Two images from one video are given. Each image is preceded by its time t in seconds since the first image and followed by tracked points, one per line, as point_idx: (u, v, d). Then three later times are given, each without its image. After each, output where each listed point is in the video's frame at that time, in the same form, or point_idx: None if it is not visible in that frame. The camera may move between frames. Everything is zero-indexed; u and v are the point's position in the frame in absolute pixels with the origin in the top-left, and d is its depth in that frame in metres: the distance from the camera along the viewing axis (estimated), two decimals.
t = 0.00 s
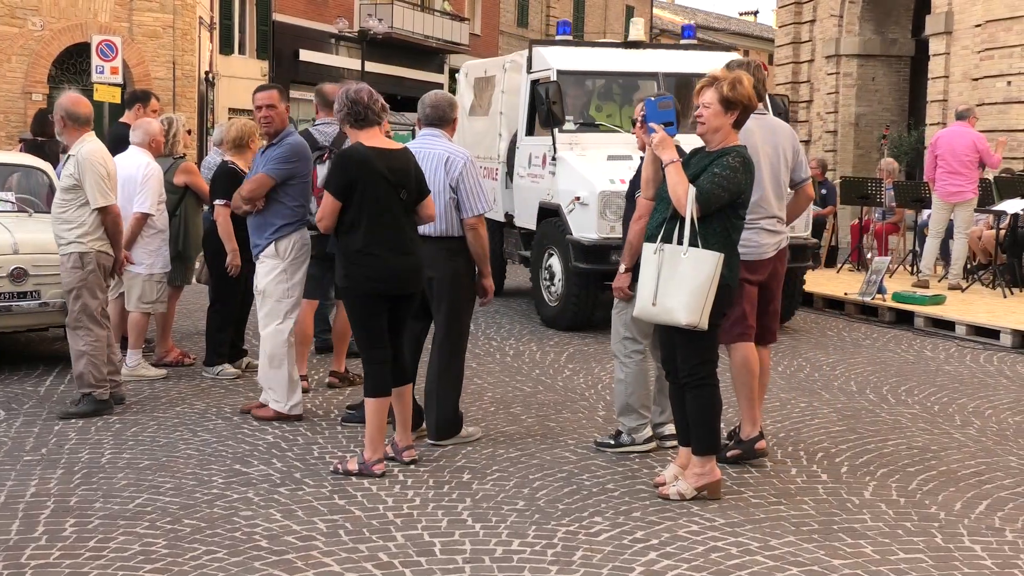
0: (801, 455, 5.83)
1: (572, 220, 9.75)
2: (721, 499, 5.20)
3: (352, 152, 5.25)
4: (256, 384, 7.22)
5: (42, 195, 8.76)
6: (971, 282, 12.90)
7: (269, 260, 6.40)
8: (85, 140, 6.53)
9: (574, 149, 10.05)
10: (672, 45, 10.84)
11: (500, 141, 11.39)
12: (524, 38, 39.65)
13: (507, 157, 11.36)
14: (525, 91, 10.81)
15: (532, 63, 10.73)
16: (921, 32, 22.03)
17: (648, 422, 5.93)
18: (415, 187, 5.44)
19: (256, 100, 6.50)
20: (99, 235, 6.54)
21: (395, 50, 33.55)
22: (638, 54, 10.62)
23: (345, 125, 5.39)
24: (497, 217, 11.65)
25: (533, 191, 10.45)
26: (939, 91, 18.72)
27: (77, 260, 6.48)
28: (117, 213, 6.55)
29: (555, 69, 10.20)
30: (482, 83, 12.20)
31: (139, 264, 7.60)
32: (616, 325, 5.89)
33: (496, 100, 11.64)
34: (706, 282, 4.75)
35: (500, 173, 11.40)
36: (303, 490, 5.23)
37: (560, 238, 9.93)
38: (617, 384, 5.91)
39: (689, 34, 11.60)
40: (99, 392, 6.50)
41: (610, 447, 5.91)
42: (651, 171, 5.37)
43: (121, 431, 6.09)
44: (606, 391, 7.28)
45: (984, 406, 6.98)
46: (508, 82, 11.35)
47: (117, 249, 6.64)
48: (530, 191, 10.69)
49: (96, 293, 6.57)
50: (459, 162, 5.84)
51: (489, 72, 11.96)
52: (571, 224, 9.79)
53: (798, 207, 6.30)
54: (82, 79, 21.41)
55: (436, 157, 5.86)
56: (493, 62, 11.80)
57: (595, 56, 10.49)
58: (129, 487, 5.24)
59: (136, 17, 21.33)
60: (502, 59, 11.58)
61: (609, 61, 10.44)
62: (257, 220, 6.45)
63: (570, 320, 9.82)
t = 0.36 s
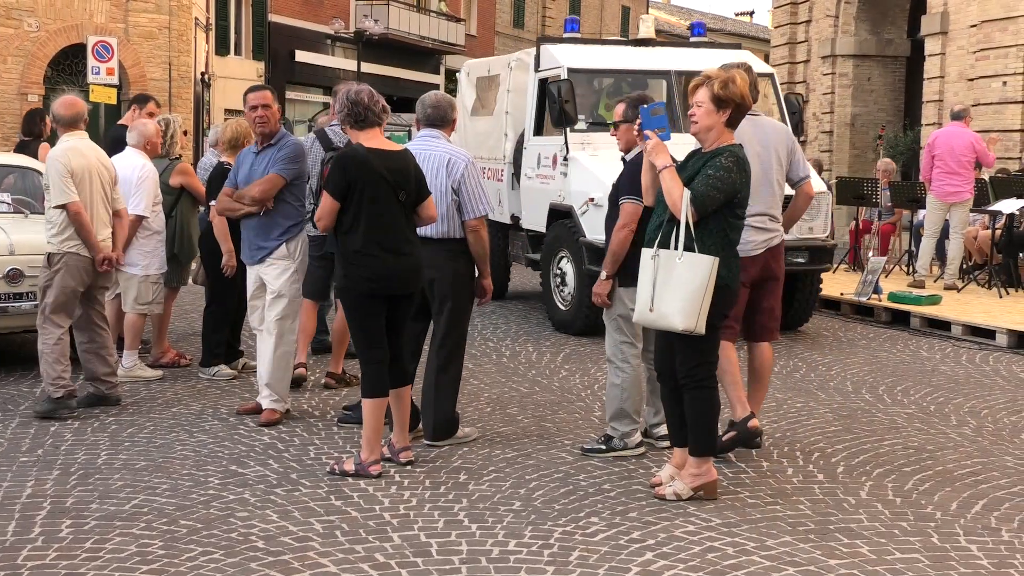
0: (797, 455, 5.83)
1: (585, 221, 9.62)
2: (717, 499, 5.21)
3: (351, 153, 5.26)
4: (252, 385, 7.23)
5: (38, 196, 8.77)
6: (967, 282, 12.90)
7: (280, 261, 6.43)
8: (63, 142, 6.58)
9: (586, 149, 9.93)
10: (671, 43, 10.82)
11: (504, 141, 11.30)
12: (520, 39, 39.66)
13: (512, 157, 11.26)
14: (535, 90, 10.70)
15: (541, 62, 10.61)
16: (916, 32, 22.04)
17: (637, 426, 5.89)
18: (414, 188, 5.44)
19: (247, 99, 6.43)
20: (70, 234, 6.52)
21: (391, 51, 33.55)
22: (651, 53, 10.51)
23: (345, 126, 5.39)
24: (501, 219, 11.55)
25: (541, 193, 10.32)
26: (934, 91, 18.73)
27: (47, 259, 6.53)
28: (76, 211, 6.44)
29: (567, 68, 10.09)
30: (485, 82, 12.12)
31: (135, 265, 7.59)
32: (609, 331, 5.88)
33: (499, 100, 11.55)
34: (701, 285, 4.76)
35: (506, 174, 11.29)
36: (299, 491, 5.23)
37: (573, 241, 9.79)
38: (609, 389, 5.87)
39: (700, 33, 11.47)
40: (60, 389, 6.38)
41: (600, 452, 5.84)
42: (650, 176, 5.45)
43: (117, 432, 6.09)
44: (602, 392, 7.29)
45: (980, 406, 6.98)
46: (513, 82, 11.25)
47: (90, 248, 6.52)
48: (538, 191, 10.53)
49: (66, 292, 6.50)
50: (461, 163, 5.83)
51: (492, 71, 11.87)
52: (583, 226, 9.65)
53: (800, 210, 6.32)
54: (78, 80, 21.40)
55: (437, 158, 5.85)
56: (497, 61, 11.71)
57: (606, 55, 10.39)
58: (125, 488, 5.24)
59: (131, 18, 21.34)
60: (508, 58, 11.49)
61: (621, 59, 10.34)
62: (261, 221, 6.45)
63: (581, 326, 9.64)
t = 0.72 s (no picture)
0: (794, 455, 5.84)
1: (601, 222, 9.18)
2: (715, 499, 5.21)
3: (350, 153, 5.26)
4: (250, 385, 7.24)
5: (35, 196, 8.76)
6: (964, 283, 12.92)
7: (282, 264, 6.41)
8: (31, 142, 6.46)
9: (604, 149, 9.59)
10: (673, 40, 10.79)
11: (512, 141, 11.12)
12: (517, 39, 39.67)
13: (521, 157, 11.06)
14: (547, 88, 10.45)
15: (554, 60, 10.35)
16: (914, 33, 22.05)
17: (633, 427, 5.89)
18: (413, 188, 5.44)
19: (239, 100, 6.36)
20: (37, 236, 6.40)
21: (389, 51, 33.55)
22: (665, 50, 10.26)
23: (345, 127, 5.40)
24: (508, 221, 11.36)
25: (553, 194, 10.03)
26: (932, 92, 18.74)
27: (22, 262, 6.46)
28: (36, 212, 6.31)
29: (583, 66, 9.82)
30: (490, 80, 11.95)
31: (132, 265, 7.58)
32: (596, 338, 5.89)
33: (507, 99, 11.38)
34: (688, 301, 4.78)
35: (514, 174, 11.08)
36: (296, 491, 5.23)
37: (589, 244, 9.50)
38: (604, 392, 5.87)
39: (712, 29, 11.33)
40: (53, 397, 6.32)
41: (597, 453, 5.83)
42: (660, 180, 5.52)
43: (114, 432, 6.09)
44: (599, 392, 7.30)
45: (977, 406, 7.00)
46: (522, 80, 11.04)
47: (53, 251, 6.37)
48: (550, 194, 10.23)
49: (39, 295, 6.40)
50: (462, 164, 5.87)
51: (499, 69, 11.70)
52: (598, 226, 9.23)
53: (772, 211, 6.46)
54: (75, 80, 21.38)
55: (439, 159, 5.88)
56: (504, 58, 11.53)
57: (621, 53, 10.13)
58: (122, 488, 5.24)
59: (129, 19, 21.33)
60: (515, 55, 11.28)
61: (636, 56, 10.08)
62: (260, 223, 6.44)
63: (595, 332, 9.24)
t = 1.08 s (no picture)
0: (792, 456, 5.84)
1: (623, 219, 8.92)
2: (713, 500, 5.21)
3: (348, 153, 5.25)
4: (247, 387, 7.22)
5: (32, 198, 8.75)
6: (962, 283, 12.92)
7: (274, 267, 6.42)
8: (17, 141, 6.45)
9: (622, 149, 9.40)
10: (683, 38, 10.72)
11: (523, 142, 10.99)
12: (516, 40, 39.67)
13: (532, 158, 10.91)
14: (561, 87, 10.34)
15: (569, 59, 10.24)
16: (912, 33, 22.05)
17: (631, 427, 5.89)
18: (411, 188, 5.44)
19: (222, 101, 6.31)
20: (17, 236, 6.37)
21: (387, 51, 33.53)
22: (682, 49, 10.15)
23: (344, 127, 5.39)
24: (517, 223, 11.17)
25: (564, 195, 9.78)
26: (929, 93, 18.75)
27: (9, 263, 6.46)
28: (9, 212, 6.29)
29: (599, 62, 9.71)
30: (500, 79, 11.86)
31: (130, 266, 7.59)
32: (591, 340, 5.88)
33: (517, 98, 11.27)
34: (660, 300, 4.86)
35: (525, 175, 10.93)
36: (294, 492, 5.23)
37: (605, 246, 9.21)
38: (599, 393, 5.87)
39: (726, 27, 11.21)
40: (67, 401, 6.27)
41: (596, 453, 5.83)
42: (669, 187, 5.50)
43: (112, 433, 6.08)
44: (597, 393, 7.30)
45: (975, 407, 7.00)
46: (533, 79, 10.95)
47: (31, 252, 6.32)
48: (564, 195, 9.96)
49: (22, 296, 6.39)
50: (457, 164, 5.89)
51: (510, 69, 11.59)
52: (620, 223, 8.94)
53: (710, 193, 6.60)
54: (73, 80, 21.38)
55: (433, 159, 5.89)
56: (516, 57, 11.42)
57: (635, 52, 10.03)
58: (119, 490, 5.23)
59: (127, 19, 21.33)
60: (526, 54, 11.20)
61: (651, 54, 9.99)
62: (259, 223, 6.38)
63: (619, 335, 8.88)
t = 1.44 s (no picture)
0: (787, 456, 5.84)
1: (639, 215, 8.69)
2: (706, 501, 5.21)
3: (343, 155, 5.25)
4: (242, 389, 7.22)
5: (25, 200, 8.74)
6: (956, 283, 12.94)
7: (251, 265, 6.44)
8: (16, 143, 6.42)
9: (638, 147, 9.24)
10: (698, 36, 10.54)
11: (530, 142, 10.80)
12: (510, 41, 39.66)
13: (539, 158, 10.69)
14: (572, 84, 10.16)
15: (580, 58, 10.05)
16: (906, 34, 22.05)
17: (625, 425, 5.89)
18: (405, 189, 5.44)
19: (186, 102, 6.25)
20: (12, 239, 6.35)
21: (382, 52, 33.51)
22: (695, 48, 9.97)
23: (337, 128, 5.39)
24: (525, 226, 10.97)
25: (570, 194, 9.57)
26: (923, 93, 18.77)
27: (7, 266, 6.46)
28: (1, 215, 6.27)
29: (613, 60, 9.52)
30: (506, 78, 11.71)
31: (123, 267, 7.60)
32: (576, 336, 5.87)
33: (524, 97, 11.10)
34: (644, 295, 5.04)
35: (533, 176, 10.72)
36: (289, 494, 5.23)
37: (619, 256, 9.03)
38: (591, 393, 5.88)
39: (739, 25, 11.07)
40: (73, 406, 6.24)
41: (591, 454, 5.85)
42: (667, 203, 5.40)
43: (107, 436, 6.08)
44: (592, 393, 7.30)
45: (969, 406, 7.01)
46: (541, 77, 10.78)
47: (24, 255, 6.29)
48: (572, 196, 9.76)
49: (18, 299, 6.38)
50: (445, 164, 5.85)
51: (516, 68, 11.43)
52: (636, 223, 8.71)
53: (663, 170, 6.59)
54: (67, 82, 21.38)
55: (422, 159, 5.86)
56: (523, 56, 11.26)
57: (648, 48, 9.82)
58: (114, 492, 5.23)
59: (121, 20, 21.32)
60: (534, 53, 11.03)
61: (664, 52, 9.81)
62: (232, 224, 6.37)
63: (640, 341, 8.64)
